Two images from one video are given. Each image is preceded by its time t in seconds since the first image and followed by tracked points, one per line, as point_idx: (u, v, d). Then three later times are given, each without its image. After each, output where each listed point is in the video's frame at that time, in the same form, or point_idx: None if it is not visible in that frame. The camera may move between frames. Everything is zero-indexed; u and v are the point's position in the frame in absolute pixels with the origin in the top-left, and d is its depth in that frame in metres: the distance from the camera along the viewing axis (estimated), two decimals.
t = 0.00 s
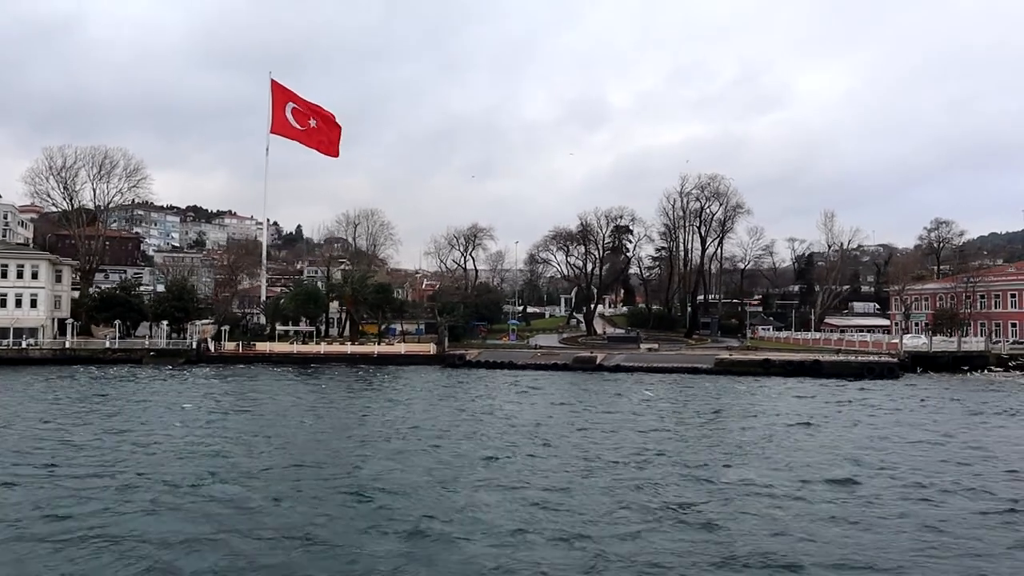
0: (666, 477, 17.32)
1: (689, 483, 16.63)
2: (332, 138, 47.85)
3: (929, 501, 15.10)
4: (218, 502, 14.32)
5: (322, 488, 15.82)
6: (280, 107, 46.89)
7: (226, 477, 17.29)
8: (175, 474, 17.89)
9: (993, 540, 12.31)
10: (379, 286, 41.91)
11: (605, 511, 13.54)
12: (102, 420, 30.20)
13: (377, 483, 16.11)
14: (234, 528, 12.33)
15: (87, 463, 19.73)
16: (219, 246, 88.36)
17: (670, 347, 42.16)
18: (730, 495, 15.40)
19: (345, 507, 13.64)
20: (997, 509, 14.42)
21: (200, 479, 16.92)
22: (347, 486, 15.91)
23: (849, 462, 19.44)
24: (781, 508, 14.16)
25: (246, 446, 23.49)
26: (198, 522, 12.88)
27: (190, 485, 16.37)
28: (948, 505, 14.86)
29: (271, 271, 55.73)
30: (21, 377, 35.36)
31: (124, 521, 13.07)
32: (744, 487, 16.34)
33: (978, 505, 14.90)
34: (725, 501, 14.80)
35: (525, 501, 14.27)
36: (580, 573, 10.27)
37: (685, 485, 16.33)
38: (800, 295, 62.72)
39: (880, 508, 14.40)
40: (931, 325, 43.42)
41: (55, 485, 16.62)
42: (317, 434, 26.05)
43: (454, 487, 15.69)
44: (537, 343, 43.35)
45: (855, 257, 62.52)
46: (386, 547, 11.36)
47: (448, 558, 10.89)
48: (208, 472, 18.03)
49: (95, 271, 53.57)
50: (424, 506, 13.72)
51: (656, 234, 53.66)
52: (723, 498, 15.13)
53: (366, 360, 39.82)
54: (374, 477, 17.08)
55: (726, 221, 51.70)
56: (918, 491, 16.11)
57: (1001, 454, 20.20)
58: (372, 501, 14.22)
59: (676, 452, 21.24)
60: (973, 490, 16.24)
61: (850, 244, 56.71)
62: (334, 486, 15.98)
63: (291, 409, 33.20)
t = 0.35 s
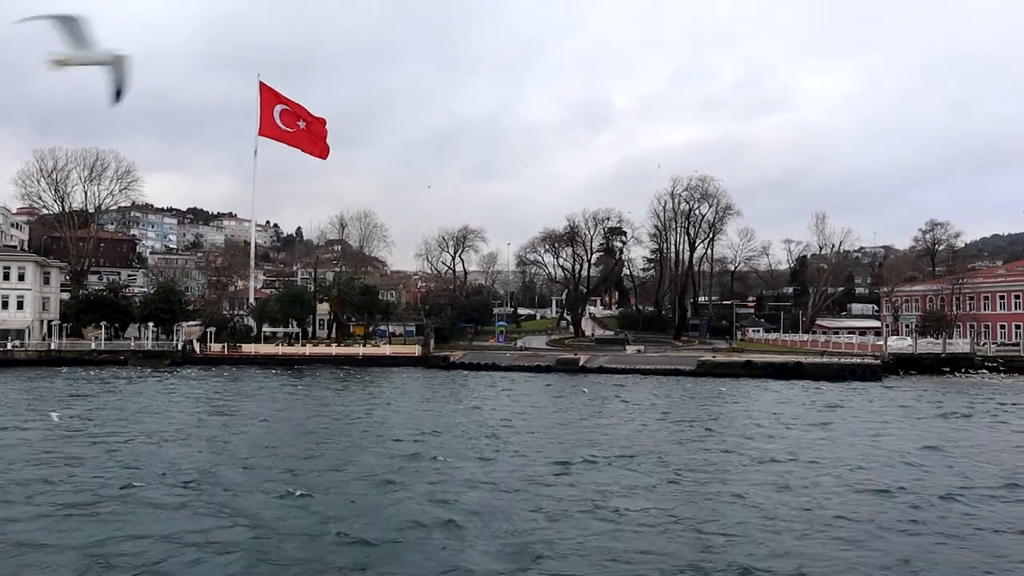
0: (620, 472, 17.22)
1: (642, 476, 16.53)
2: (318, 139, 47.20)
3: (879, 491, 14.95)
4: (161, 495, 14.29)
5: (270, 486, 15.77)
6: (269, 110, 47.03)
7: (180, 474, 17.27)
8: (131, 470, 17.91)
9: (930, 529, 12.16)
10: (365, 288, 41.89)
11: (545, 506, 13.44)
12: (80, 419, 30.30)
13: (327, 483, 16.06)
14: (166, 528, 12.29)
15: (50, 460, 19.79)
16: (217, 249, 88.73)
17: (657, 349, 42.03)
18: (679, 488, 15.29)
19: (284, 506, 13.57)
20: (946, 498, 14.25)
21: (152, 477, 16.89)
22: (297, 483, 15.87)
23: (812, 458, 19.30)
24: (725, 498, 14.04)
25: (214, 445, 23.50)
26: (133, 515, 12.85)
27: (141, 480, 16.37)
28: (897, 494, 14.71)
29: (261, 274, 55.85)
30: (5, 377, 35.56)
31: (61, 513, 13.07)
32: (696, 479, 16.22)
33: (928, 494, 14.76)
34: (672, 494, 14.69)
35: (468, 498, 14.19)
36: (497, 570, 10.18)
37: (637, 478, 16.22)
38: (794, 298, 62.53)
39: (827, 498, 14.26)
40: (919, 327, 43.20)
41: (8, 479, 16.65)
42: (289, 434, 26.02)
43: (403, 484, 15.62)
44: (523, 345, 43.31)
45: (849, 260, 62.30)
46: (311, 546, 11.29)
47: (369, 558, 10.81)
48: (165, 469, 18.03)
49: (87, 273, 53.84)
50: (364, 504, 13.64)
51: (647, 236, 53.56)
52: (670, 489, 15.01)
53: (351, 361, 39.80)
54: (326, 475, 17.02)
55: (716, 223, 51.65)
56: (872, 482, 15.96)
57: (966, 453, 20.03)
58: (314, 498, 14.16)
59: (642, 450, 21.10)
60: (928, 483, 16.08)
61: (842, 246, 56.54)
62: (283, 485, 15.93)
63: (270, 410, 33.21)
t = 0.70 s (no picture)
0: (581, 473, 17.19)
1: (600, 477, 16.50)
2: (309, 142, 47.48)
3: (831, 492, 14.99)
4: (113, 503, 14.42)
5: (226, 490, 15.78)
6: (257, 111, 47.09)
7: (141, 477, 17.40)
8: (95, 473, 18.05)
9: (874, 531, 12.11)
10: (351, 289, 41.93)
11: (493, 510, 13.44)
12: (60, 420, 30.45)
13: (284, 485, 16.07)
14: (109, 535, 12.30)
15: (16, 462, 19.93)
16: (213, 249, 88.96)
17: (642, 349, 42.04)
18: (633, 489, 15.27)
19: (233, 511, 13.58)
20: (898, 498, 14.22)
21: (112, 480, 16.92)
22: (253, 487, 15.99)
23: (777, 459, 19.27)
24: (676, 499, 14.02)
25: (186, 446, 23.62)
26: (80, 523, 12.98)
27: (100, 484, 16.51)
28: (851, 495, 14.67)
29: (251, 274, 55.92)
30: None
31: (9, 520, 13.20)
32: (654, 480, 16.20)
33: (882, 494, 14.72)
34: (625, 496, 14.66)
35: (420, 502, 14.20)
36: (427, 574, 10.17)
37: (594, 479, 16.20)
38: (786, 298, 62.46)
39: (776, 499, 14.30)
40: (905, 328, 43.10)
41: None
42: (263, 435, 26.12)
43: (359, 489, 15.63)
44: (509, 346, 43.31)
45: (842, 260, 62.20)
46: (249, 551, 11.38)
47: (305, 564, 10.84)
48: (128, 472, 18.15)
49: (78, 274, 54.01)
50: (313, 509, 13.65)
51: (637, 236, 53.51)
52: (624, 492, 14.98)
53: (335, 362, 39.87)
54: (286, 478, 17.03)
55: (705, 223, 51.60)
56: (829, 484, 15.91)
57: (933, 455, 19.97)
58: (265, 503, 14.17)
59: (609, 451, 21.16)
60: (886, 485, 16.03)
61: (832, 246, 56.42)
62: (240, 488, 15.94)
63: (251, 410, 33.32)
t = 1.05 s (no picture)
0: (537, 479, 17.12)
1: (554, 484, 16.43)
2: (297, 142, 47.78)
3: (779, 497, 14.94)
4: (61, 500, 14.45)
5: (179, 488, 15.74)
6: (244, 112, 47.11)
7: (99, 475, 17.44)
8: (54, 470, 18.09)
9: (814, 554, 11.97)
10: (335, 289, 41.94)
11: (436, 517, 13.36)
12: (38, 417, 30.52)
13: (238, 485, 16.03)
14: (46, 531, 12.33)
15: None
16: (209, 250, 89.12)
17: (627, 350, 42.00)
18: (584, 496, 15.22)
19: (176, 511, 13.53)
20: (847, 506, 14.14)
21: (68, 478, 16.90)
22: (205, 486, 16.01)
23: (739, 463, 19.21)
24: (622, 511, 13.94)
25: (155, 443, 23.65)
26: (22, 519, 13.02)
27: (55, 481, 16.54)
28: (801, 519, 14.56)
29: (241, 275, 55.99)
30: None
31: None
32: (607, 489, 16.13)
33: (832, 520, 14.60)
34: (575, 504, 14.57)
35: (367, 505, 14.13)
36: None
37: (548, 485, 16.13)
38: (778, 299, 62.38)
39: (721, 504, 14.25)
40: (891, 329, 43.04)
41: None
42: (236, 433, 26.15)
43: (309, 490, 15.56)
44: (494, 346, 43.31)
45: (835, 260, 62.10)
46: (180, 551, 11.38)
47: (233, 564, 10.85)
48: (87, 470, 18.18)
49: (69, 274, 54.15)
50: (255, 510, 13.55)
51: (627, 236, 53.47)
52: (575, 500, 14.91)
53: (319, 362, 39.89)
54: (242, 478, 17.02)
55: (695, 224, 51.56)
56: (783, 499, 15.81)
57: (896, 462, 19.91)
58: (212, 504, 14.12)
59: (574, 454, 21.13)
60: (840, 498, 15.94)
61: (823, 247, 56.34)
62: (193, 488, 15.92)
63: (231, 409, 33.35)
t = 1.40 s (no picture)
0: (493, 480, 17.09)
1: (507, 488, 16.41)
2: (283, 141, 47.86)
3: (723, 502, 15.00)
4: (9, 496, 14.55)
5: (131, 485, 15.85)
6: (231, 112, 47.22)
7: (56, 472, 17.54)
8: (14, 466, 18.23)
9: (752, 561, 11.92)
10: (319, 289, 41.98)
11: (378, 519, 13.33)
12: (16, 415, 30.65)
13: (190, 484, 16.09)
14: None
15: None
16: (205, 251, 89.29)
17: (611, 349, 41.97)
18: (532, 500, 15.19)
19: (118, 509, 13.50)
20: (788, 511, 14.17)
21: (24, 475, 17.00)
22: (158, 484, 16.10)
23: (697, 465, 19.24)
24: (567, 517, 13.90)
25: (124, 440, 23.76)
26: None
27: (11, 477, 16.65)
28: (751, 517, 14.51)
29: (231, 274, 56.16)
30: None
31: None
32: (560, 492, 16.10)
33: (783, 517, 14.56)
34: (522, 509, 14.53)
35: (311, 506, 14.11)
36: None
37: (500, 490, 16.11)
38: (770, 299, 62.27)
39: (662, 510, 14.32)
40: (877, 328, 42.95)
41: None
42: (208, 430, 26.23)
43: (259, 489, 15.55)
44: (479, 345, 43.30)
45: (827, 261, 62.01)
46: (109, 545, 11.47)
47: (159, 557, 10.95)
48: (46, 466, 18.28)
49: (58, 274, 54.30)
50: (197, 510, 13.53)
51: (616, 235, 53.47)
52: (523, 504, 14.89)
53: (302, 361, 39.94)
54: (198, 475, 17.13)
55: (684, 222, 51.61)
56: (736, 501, 15.74)
57: (859, 461, 19.85)
58: (155, 503, 14.10)
59: (537, 453, 21.15)
60: (793, 500, 15.90)
61: (813, 246, 56.24)
62: (145, 484, 16.02)
63: (210, 407, 33.47)
